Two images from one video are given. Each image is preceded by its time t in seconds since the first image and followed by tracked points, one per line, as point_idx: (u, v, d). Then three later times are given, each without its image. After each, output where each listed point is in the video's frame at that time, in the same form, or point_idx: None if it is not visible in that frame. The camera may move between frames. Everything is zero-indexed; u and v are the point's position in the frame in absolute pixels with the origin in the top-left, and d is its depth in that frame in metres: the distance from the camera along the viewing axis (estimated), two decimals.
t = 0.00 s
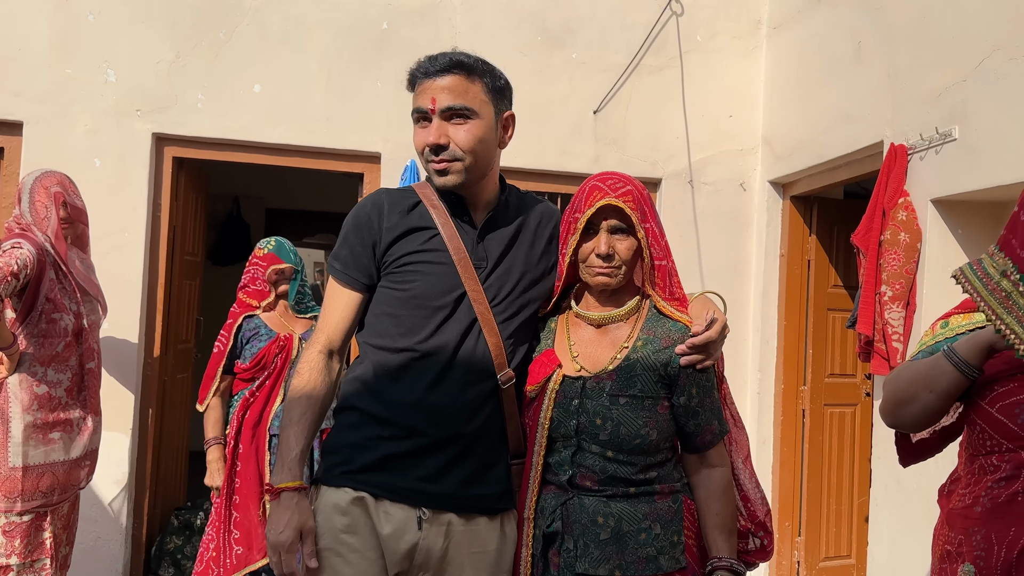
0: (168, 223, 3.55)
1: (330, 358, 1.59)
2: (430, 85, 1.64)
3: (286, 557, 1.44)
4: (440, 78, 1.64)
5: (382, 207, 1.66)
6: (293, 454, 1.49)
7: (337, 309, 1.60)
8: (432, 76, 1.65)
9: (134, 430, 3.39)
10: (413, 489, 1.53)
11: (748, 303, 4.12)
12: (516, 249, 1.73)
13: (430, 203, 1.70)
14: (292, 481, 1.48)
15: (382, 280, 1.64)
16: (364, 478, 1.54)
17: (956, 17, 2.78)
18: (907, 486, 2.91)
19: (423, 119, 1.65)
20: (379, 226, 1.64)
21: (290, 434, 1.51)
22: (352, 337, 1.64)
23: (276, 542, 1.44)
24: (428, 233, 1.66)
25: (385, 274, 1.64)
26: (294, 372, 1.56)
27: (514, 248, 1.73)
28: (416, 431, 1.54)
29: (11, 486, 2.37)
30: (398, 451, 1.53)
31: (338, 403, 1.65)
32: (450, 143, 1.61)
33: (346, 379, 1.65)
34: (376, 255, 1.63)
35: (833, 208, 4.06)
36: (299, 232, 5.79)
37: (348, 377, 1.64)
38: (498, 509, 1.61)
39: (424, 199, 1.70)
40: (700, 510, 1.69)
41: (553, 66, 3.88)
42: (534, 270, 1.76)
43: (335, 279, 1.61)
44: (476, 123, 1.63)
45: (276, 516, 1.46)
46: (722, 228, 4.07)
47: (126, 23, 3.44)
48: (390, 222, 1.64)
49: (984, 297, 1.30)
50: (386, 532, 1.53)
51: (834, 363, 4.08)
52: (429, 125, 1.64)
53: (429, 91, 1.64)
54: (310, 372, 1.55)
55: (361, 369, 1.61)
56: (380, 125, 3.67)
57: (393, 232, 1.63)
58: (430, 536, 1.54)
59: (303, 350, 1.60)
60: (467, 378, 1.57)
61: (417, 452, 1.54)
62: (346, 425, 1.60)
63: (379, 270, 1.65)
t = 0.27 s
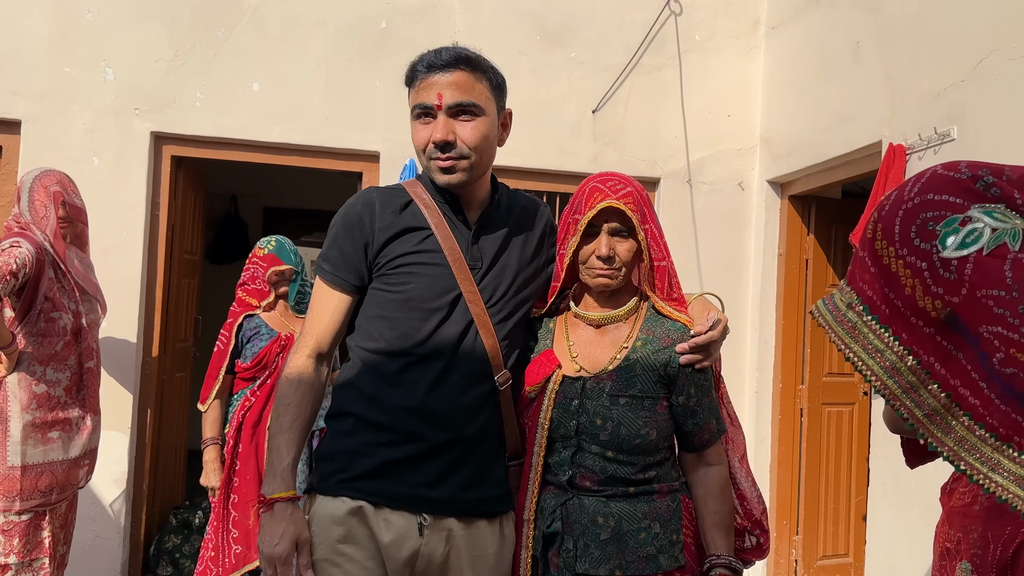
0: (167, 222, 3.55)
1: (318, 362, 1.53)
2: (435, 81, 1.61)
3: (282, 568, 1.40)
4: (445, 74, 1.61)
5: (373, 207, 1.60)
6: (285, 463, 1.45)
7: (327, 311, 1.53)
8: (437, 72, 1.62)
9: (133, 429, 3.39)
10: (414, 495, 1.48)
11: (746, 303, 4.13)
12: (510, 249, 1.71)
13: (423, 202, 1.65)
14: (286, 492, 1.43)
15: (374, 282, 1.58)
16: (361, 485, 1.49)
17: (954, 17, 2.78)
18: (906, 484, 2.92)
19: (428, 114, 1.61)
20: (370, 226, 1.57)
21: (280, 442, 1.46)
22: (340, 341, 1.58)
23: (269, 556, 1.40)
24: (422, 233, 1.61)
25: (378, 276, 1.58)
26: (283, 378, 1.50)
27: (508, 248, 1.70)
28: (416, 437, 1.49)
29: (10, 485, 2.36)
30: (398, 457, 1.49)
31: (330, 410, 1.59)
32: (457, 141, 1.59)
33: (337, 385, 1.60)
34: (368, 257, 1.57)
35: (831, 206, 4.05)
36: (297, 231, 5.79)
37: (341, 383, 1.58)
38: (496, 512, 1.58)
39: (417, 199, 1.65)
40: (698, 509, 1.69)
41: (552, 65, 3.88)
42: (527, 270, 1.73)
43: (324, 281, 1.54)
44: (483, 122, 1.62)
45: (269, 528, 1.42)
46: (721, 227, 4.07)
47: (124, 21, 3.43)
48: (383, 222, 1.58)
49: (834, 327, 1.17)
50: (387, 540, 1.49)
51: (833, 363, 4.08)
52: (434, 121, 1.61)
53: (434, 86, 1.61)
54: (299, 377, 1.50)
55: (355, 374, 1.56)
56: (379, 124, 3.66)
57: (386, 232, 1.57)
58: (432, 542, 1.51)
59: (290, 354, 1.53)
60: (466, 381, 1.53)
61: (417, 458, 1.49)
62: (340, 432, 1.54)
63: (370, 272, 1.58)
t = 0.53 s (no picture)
0: (165, 220, 3.54)
1: (306, 365, 1.46)
2: (441, 73, 1.54)
3: None
4: (451, 67, 1.54)
5: (363, 202, 1.51)
6: (274, 473, 1.38)
7: (316, 312, 1.45)
8: (441, 64, 1.55)
9: (132, 427, 3.39)
10: (413, 499, 1.44)
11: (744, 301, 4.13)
12: (503, 244, 1.66)
13: (413, 198, 1.58)
14: (276, 503, 1.36)
15: (364, 282, 1.51)
16: (359, 491, 1.44)
17: (954, 17, 2.79)
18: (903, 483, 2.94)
19: (429, 106, 1.54)
20: (361, 223, 1.49)
21: (269, 452, 1.39)
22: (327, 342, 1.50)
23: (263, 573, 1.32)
24: (415, 230, 1.54)
25: (369, 275, 1.50)
26: (267, 383, 1.43)
27: (501, 243, 1.65)
28: (416, 439, 1.44)
29: (9, 484, 2.36)
30: (397, 460, 1.44)
31: (322, 414, 1.53)
32: (461, 136, 1.53)
33: (329, 388, 1.54)
34: (358, 255, 1.49)
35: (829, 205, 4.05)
36: (295, 229, 5.79)
37: (333, 386, 1.52)
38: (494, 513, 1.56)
39: (407, 196, 1.57)
40: (699, 505, 1.69)
41: (551, 63, 3.88)
42: (519, 265, 1.69)
43: (312, 281, 1.45)
44: (486, 117, 1.57)
45: (262, 541, 1.33)
46: (719, 226, 4.08)
47: (123, 19, 3.42)
48: (374, 218, 1.50)
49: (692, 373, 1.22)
50: (386, 547, 1.44)
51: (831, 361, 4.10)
52: (438, 114, 1.54)
53: (440, 79, 1.54)
54: (286, 382, 1.42)
55: (348, 377, 1.50)
56: (378, 122, 3.66)
57: (378, 230, 1.50)
58: (433, 546, 1.47)
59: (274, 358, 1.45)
60: (464, 380, 1.50)
61: (416, 461, 1.45)
62: (334, 436, 1.49)
63: (360, 269, 1.51)
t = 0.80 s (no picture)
0: (164, 218, 3.53)
1: (295, 366, 1.38)
2: (446, 65, 1.46)
3: None
4: (457, 59, 1.46)
5: (357, 196, 1.43)
6: (266, 479, 1.30)
7: (306, 310, 1.37)
8: (446, 54, 1.46)
9: (130, 426, 3.39)
10: (412, 500, 1.41)
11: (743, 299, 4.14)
12: (497, 242, 1.61)
13: (407, 192, 1.50)
14: (269, 510, 1.29)
15: (357, 279, 1.43)
16: (357, 495, 1.39)
17: (953, 16, 2.79)
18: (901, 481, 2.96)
19: (433, 98, 1.46)
20: (356, 218, 1.41)
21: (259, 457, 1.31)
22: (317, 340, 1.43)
23: None
24: (410, 226, 1.47)
25: (363, 273, 1.43)
26: (255, 385, 1.34)
27: (495, 240, 1.61)
28: (414, 440, 1.40)
29: (9, 482, 2.36)
30: (395, 462, 1.39)
31: (314, 417, 1.47)
32: (466, 131, 1.46)
33: (320, 390, 1.48)
34: (353, 251, 1.41)
35: (827, 205, 4.08)
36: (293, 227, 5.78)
37: (325, 388, 1.46)
38: (492, 510, 1.54)
39: (401, 190, 1.49)
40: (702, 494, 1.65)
41: (550, 62, 3.88)
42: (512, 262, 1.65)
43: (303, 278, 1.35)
44: (490, 113, 1.51)
45: (254, 551, 1.26)
46: (718, 224, 4.08)
47: (121, 17, 3.41)
48: (369, 214, 1.43)
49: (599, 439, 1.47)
50: (385, 551, 1.41)
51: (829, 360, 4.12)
52: (443, 109, 1.46)
53: (445, 71, 1.45)
54: (275, 384, 1.34)
55: (342, 378, 1.44)
56: (377, 121, 3.66)
57: (374, 225, 1.42)
58: (432, 547, 1.44)
59: (260, 358, 1.36)
60: (462, 379, 1.46)
61: (414, 462, 1.41)
62: (328, 439, 1.43)
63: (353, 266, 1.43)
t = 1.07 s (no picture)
0: (163, 216, 3.52)
1: (288, 363, 1.35)
2: (453, 62, 1.45)
3: None
4: (463, 56, 1.46)
5: (358, 193, 1.42)
6: (261, 477, 1.26)
7: (302, 305, 1.34)
8: (452, 52, 1.46)
9: (129, 424, 3.38)
10: (410, 501, 1.41)
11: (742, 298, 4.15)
12: (495, 242, 1.61)
13: (409, 190, 1.49)
14: (265, 509, 1.25)
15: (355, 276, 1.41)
16: (354, 498, 1.40)
17: (953, 14, 2.79)
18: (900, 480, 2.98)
19: (439, 95, 1.44)
20: (357, 215, 1.40)
21: (253, 454, 1.27)
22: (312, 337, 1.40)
23: None
24: (412, 224, 1.46)
25: (362, 270, 1.41)
26: (247, 382, 1.30)
27: (494, 240, 1.61)
28: (413, 442, 1.41)
29: (8, 481, 2.35)
30: (394, 463, 1.40)
31: (309, 418, 1.46)
32: (473, 129, 1.45)
33: (315, 391, 1.46)
34: (352, 248, 1.40)
35: (826, 203, 4.12)
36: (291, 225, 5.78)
37: (320, 389, 1.45)
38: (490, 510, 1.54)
39: (403, 186, 1.49)
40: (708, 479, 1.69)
41: (549, 60, 3.88)
42: (510, 262, 1.65)
43: (303, 274, 1.33)
44: (495, 111, 1.51)
45: (250, 552, 1.22)
46: (716, 222, 4.08)
47: (119, 15, 3.40)
48: (371, 211, 1.42)
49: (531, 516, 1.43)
50: (384, 554, 1.41)
51: (827, 358, 4.14)
52: (449, 106, 1.45)
53: (452, 68, 1.44)
54: (269, 380, 1.31)
55: (338, 379, 1.43)
56: (376, 119, 3.65)
57: (375, 222, 1.42)
58: (431, 549, 1.45)
59: (252, 353, 1.32)
60: (460, 381, 1.46)
61: (413, 464, 1.41)
62: (325, 440, 1.42)
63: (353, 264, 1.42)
